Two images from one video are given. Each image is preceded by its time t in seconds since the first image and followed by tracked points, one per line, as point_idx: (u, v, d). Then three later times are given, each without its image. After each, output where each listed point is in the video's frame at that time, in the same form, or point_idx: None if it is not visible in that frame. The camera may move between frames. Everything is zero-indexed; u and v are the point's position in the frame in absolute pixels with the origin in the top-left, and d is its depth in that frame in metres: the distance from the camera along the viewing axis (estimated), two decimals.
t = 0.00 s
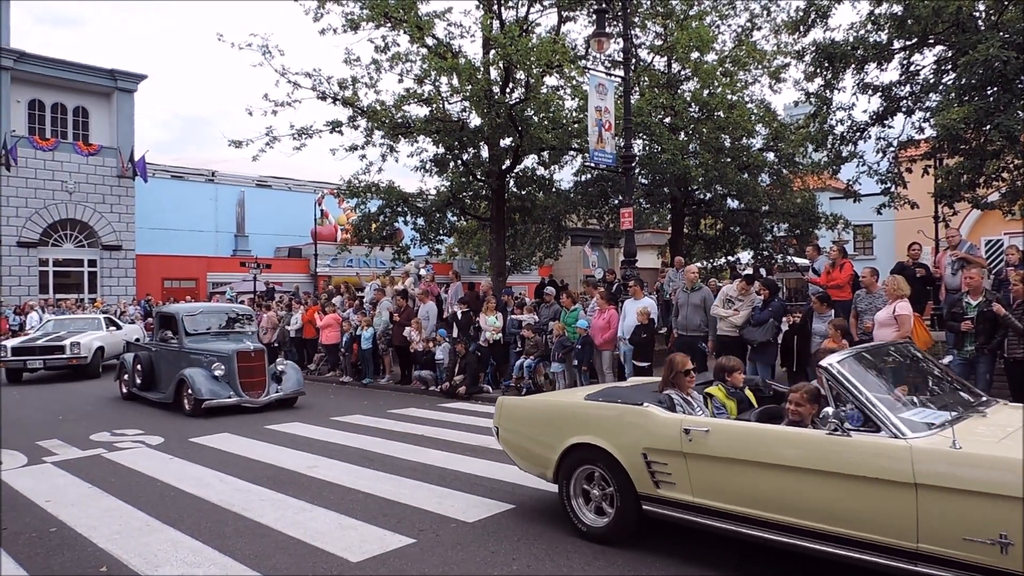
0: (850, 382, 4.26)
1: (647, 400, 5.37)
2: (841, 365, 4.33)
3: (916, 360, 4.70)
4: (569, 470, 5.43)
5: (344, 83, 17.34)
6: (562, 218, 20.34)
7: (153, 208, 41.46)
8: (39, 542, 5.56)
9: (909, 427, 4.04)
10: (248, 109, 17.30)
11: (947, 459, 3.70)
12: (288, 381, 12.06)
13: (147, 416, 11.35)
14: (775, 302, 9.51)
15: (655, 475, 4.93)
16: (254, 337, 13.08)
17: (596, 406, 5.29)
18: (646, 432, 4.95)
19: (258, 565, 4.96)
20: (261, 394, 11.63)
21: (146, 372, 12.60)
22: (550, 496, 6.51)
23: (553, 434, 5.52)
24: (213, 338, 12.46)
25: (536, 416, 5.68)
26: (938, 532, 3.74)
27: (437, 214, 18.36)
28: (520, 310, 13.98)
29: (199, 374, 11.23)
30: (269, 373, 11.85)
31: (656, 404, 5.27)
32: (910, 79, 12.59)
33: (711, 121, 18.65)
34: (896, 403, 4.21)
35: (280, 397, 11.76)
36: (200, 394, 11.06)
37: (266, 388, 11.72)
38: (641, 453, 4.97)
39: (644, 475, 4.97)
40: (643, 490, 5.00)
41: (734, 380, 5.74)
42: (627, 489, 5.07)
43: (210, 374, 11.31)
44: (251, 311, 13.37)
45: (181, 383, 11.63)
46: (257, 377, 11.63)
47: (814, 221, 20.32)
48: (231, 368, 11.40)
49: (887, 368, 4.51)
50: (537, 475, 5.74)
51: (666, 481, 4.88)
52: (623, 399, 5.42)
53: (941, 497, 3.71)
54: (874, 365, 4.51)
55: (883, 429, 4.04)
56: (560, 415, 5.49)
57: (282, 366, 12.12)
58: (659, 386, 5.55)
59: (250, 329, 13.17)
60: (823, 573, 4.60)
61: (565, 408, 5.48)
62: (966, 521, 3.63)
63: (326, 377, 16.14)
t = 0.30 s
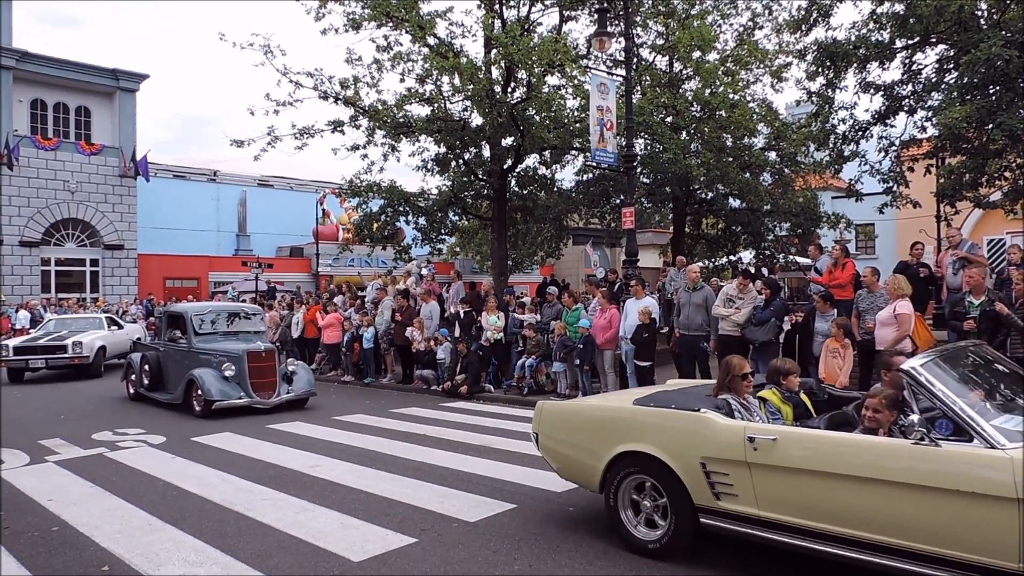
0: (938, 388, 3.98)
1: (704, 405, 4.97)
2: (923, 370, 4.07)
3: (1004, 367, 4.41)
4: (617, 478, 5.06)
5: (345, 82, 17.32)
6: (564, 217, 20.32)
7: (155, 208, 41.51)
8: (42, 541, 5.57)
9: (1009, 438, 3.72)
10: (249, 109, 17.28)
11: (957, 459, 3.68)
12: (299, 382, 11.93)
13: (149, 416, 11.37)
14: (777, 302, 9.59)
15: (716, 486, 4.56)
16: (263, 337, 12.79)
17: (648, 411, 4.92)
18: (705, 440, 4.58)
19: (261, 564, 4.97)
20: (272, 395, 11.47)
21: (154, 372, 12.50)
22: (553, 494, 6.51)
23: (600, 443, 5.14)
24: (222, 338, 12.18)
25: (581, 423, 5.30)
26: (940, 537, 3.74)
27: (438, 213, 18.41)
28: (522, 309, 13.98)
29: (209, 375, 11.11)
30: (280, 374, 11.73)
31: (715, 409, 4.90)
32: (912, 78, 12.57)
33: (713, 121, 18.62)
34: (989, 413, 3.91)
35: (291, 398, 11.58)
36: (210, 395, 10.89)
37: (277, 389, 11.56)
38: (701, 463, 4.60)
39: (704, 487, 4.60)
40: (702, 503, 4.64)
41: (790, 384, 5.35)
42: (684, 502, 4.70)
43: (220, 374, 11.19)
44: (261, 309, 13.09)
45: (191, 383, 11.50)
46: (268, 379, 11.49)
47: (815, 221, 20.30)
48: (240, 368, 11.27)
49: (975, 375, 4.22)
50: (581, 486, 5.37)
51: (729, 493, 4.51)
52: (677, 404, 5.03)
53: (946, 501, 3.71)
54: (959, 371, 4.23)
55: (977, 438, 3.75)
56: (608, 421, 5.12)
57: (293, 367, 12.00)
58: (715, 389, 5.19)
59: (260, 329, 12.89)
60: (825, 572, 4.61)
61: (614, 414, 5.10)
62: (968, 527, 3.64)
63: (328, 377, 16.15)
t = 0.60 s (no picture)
0: None
1: (776, 411, 4.59)
2: None
3: None
4: (679, 490, 4.74)
5: (347, 82, 17.33)
6: (565, 217, 20.33)
7: (157, 207, 41.55)
8: (44, 539, 5.58)
9: None
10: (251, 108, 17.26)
11: (955, 459, 3.63)
12: (312, 382, 11.65)
13: (151, 415, 11.39)
14: (779, 301, 9.60)
15: (790, 500, 4.23)
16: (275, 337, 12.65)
17: (717, 419, 4.57)
18: (780, 449, 4.24)
19: (262, 563, 4.98)
20: (286, 396, 11.20)
21: (163, 373, 12.32)
22: (554, 494, 6.51)
23: (663, 453, 4.81)
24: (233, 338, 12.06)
25: (640, 431, 4.96)
26: (940, 537, 3.68)
27: (439, 212, 18.43)
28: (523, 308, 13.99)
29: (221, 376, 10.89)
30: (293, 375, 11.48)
31: (789, 416, 4.54)
32: (915, 77, 12.55)
33: (715, 120, 18.59)
34: None
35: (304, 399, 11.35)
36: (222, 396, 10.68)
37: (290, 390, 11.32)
38: (776, 474, 4.25)
39: (778, 499, 4.26)
40: (776, 517, 4.29)
41: (857, 388, 5.11)
42: (756, 516, 4.37)
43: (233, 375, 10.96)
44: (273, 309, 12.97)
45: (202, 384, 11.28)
46: (281, 379, 11.22)
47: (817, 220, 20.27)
48: (253, 369, 11.04)
49: None
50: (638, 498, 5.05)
51: (807, 507, 4.17)
52: (746, 410, 4.64)
53: (949, 502, 3.63)
54: None
55: None
56: (671, 430, 4.78)
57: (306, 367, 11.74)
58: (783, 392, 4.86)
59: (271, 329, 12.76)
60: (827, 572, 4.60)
61: (680, 422, 4.74)
62: (969, 528, 3.56)
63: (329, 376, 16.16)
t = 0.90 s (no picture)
0: None
1: (845, 418, 4.35)
2: None
3: None
4: (740, 500, 4.50)
5: (348, 81, 17.32)
6: (566, 216, 20.32)
7: (158, 206, 41.56)
8: (44, 537, 5.59)
9: None
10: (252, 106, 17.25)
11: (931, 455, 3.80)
12: (324, 383, 11.51)
13: (152, 414, 11.40)
14: (779, 302, 9.70)
15: (864, 514, 4.02)
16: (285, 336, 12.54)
17: (784, 429, 4.33)
18: (858, 461, 4.01)
19: (263, 562, 4.99)
20: (298, 397, 11.08)
21: (171, 372, 12.25)
22: (554, 493, 6.51)
23: (722, 462, 4.57)
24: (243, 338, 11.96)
25: (700, 438, 4.70)
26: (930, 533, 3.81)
27: (440, 211, 18.42)
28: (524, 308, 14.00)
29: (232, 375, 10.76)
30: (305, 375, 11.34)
31: (861, 424, 4.30)
32: (916, 78, 12.54)
33: (716, 120, 18.57)
34: None
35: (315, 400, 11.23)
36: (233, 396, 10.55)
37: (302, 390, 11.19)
38: (852, 487, 4.04)
39: (852, 513, 4.05)
40: (850, 532, 4.08)
41: (921, 393, 4.92)
42: (825, 531, 4.16)
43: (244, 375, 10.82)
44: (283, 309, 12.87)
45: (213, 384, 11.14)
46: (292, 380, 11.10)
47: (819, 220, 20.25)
48: (265, 369, 10.88)
49: None
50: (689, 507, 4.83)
51: (884, 523, 3.96)
52: (812, 417, 4.39)
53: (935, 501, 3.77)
54: None
55: None
56: (732, 438, 4.53)
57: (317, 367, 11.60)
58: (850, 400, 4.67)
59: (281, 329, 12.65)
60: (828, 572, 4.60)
61: (752, 430, 4.48)
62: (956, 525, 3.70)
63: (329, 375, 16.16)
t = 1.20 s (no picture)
0: None
1: (929, 427, 3.98)
2: None
3: None
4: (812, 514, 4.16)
5: (346, 80, 17.32)
6: (564, 216, 20.35)
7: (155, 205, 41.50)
8: (39, 537, 5.58)
9: None
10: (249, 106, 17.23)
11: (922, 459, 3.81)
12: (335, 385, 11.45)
13: (149, 413, 11.38)
14: (776, 301, 9.66)
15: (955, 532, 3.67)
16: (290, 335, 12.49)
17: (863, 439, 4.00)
18: (943, 472, 3.69)
19: (258, 562, 4.98)
20: (308, 400, 11.02)
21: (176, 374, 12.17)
22: (552, 493, 6.50)
23: (795, 476, 4.21)
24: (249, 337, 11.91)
25: (768, 446, 4.37)
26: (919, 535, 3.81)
27: (438, 211, 18.40)
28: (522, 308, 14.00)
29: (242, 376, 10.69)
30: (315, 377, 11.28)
31: (948, 434, 3.93)
32: (913, 78, 12.57)
33: (713, 120, 18.59)
34: None
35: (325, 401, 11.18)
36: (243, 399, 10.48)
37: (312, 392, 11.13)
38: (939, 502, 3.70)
39: (937, 529, 3.71)
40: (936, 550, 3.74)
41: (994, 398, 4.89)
42: (909, 546, 3.80)
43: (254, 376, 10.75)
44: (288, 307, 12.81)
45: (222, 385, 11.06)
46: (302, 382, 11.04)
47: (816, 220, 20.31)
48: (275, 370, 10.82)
49: None
50: (749, 522, 4.50)
51: (975, 540, 3.63)
52: (891, 426, 4.04)
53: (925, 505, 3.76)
54: None
55: None
56: (807, 447, 4.19)
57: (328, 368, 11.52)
58: (930, 404, 4.41)
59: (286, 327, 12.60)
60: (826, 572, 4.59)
61: (827, 438, 4.14)
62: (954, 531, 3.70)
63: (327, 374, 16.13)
